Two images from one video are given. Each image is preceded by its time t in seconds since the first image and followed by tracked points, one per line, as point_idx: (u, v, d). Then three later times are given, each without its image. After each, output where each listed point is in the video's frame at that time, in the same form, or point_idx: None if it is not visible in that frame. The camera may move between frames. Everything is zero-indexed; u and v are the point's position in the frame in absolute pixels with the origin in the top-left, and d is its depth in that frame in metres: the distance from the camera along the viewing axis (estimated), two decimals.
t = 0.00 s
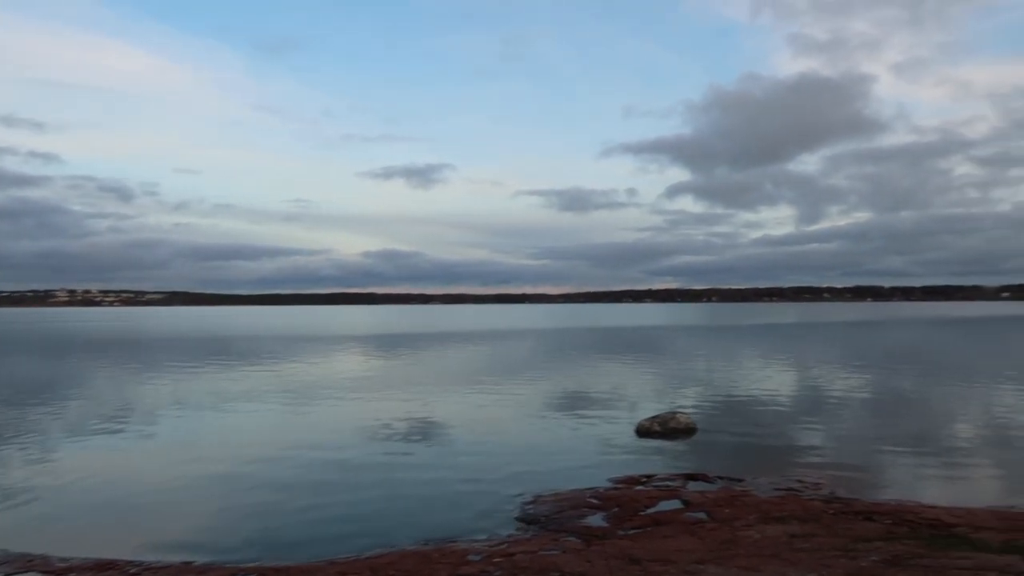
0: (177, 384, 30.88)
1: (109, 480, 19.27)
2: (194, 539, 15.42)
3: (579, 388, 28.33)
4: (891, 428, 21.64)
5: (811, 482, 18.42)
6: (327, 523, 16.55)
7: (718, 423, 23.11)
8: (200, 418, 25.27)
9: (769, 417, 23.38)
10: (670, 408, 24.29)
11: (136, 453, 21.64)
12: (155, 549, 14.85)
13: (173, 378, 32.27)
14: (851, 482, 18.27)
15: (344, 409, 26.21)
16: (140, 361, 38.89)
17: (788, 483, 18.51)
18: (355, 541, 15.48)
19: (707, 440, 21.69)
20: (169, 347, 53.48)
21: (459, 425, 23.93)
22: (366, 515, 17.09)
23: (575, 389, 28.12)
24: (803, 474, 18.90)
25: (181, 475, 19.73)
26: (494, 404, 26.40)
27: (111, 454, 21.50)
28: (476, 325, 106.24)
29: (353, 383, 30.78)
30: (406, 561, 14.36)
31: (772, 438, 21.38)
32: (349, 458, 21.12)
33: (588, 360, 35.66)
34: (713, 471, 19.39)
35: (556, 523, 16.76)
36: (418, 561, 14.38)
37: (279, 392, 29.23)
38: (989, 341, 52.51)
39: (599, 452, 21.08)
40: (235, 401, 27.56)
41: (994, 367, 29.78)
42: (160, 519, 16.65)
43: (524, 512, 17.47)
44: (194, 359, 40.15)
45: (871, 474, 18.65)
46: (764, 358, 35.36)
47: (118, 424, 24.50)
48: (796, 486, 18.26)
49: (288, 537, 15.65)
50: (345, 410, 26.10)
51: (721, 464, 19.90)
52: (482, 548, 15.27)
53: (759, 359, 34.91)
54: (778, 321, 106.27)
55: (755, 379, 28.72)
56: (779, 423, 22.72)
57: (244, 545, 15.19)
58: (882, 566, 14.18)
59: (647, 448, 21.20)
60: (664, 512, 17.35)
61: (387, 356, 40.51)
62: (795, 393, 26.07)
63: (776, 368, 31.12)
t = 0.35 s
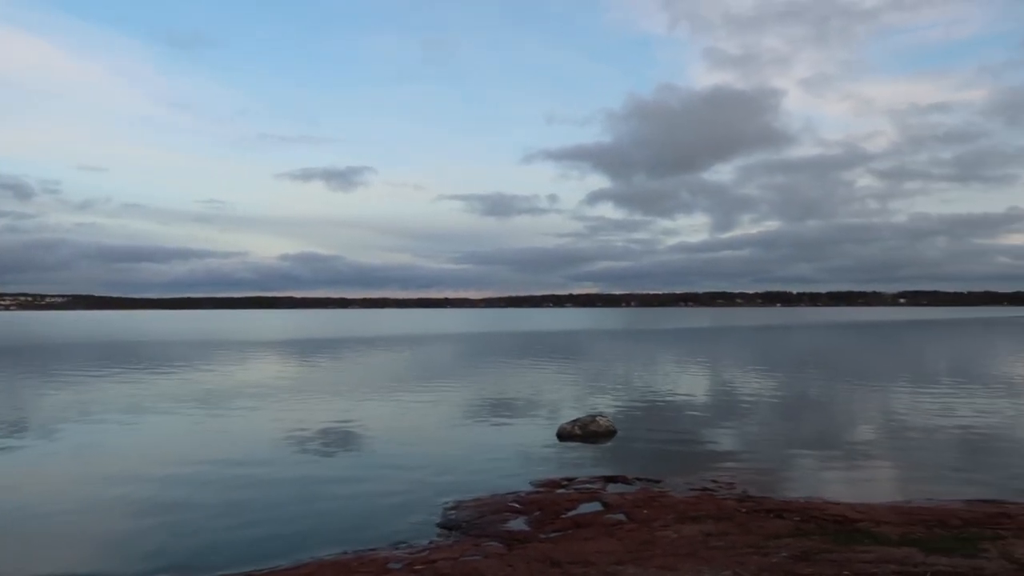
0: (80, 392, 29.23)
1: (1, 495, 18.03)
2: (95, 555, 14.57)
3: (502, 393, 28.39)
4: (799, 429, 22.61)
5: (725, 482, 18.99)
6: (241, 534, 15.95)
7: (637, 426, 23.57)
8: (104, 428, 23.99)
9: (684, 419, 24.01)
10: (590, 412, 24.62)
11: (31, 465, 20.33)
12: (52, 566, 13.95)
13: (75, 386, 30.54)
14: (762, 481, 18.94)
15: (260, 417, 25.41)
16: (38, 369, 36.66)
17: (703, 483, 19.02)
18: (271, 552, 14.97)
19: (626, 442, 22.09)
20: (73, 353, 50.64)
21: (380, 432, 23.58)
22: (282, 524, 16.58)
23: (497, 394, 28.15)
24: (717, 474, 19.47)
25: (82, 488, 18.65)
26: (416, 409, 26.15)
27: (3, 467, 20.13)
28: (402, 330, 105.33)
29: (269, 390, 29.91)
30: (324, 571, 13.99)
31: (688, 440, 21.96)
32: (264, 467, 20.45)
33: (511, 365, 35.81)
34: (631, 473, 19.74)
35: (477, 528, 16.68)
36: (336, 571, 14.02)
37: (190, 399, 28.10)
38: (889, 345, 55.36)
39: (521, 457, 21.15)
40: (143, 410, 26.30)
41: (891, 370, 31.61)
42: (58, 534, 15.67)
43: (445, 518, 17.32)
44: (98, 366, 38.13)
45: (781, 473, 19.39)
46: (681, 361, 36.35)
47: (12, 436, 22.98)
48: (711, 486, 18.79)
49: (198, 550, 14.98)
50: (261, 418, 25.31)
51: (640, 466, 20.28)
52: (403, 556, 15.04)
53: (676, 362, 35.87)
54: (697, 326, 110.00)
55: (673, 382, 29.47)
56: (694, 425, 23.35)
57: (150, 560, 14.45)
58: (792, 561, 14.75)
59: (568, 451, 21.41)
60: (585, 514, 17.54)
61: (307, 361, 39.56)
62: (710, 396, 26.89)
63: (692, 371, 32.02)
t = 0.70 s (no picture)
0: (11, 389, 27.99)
1: None
2: (31, 558, 13.99)
3: (453, 385, 28.34)
4: (744, 419, 23.22)
5: (673, 471, 19.37)
6: (186, 532, 15.54)
7: (587, 418, 23.83)
8: (38, 426, 23.04)
9: (633, 411, 24.37)
10: (541, 404, 24.77)
11: None
12: None
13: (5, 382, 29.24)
14: (709, 470, 19.38)
15: (205, 412, 24.80)
16: None
17: (652, 473, 19.36)
18: (219, 550, 14.64)
19: (576, 434, 22.31)
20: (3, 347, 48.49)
21: (328, 426, 23.28)
22: (230, 522, 16.24)
23: (448, 387, 28.07)
24: (666, 464, 19.85)
25: (15, 487, 17.88)
26: (365, 403, 25.89)
27: None
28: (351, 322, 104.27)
29: (214, 384, 29.19)
30: (275, 567, 13.76)
31: (637, 431, 22.31)
32: (210, 464, 19.98)
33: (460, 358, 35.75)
34: (582, 464, 19.96)
35: (430, 521, 16.63)
36: (286, 567, 13.78)
37: (129, 395, 27.20)
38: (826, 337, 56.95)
39: (473, 449, 21.16)
40: (79, 407, 25.35)
41: (830, 361, 32.71)
42: None
43: (397, 511, 17.22)
44: (29, 361, 36.53)
45: (727, 462, 19.88)
46: (629, 353, 36.85)
47: None
48: (660, 476, 19.14)
49: (142, 550, 14.54)
50: (206, 413, 24.69)
51: (590, 457, 20.52)
52: (356, 551, 14.90)
53: (624, 354, 36.34)
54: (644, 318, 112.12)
55: (621, 374, 29.86)
56: (643, 416, 23.72)
57: (91, 561, 13.96)
58: (739, 547, 15.16)
59: (519, 444, 21.50)
60: (537, 506, 17.66)
61: (252, 355, 38.70)
62: (658, 387, 27.35)
63: (639, 364, 32.50)
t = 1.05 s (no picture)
0: None
1: None
2: None
3: (428, 384, 28.24)
4: (717, 415, 23.43)
5: (649, 468, 19.47)
6: (158, 534, 15.28)
7: (562, 415, 23.88)
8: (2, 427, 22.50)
9: (608, 408, 24.46)
10: (516, 402, 24.75)
11: None
12: None
13: None
14: (684, 467, 19.52)
15: (176, 412, 24.42)
16: None
17: (627, 470, 19.44)
18: (191, 551, 14.42)
19: (552, 432, 22.33)
20: None
21: (302, 426, 23.04)
22: (203, 522, 16.01)
23: (423, 386, 27.92)
24: (641, 461, 19.94)
25: None
26: (339, 402, 25.69)
27: None
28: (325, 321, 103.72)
29: (185, 384, 28.76)
30: (248, 568, 13.58)
31: (612, 429, 22.38)
32: (181, 465, 19.69)
33: (435, 356, 35.61)
34: (558, 462, 19.99)
35: (406, 520, 16.54)
36: (261, 568, 13.61)
37: (97, 395, 26.67)
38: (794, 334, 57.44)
39: (448, 448, 21.07)
40: (46, 408, 24.81)
41: (801, 357, 33.14)
42: None
43: (372, 511, 17.09)
44: None
45: (701, 459, 20.05)
46: (604, 351, 36.97)
47: None
48: (635, 473, 19.23)
49: (112, 553, 14.27)
50: (177, 413, 24.32)
51: (566, 455, 20.55)
52: (331, 551, 14.77)
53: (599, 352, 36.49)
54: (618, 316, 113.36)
55: (597, 372, 29.93)
56: (618, 414, 23.80)
57: (58, 565, 13.65)
58: (714, 543, 15.28)
59: (495, 442, 21.47)
60: (513, 504, 17.65)
61: (223, 354, 38.18)
62: (633, 385, 27.47)
63: (614, 361, 32.64)
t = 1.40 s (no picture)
0: None
1: None
2: None
3: (414, 385, 28.21)
4: (703, 416, 23.54)
5: (635, 469, 19.52)
6: (140, 538, 15.15)
7: (549, 416, 23.91)
8: None
9: (594, 409, 24.49)
10: (502, 403, 24.73)
11: None
12: None
13: None
14: (670, 467, 19.57)
15: (160, 415, 24.24)
16: None
17: (613, 471, 19.47)
18: (175, 555, 14.31)
19: (538, 433, 22.32)
20: None
21: (287, 428, 22.94)
22: (186, 526, 15.86)
23: (409, 387, 27.84)
24: (627, 462, 19.98)
25: None
26: (325, 404, 25.59)
27: None
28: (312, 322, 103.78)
29: (169, 386, 28.55)
30: (231, 572, 13.46)
31: (598, 430, 22.40)
32: (165, 468, 19.53)
33: (422, 358, 35.53)
34: (544, 463, 19.99)
35: (391, 523, 16.47)
36: (244, 571, 13.50)
37: (79, 398, 26.41)
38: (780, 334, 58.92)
39: (434, 450, 21.02)
40: (28, 411, 24.58)
41: (786, 358, 33.42)
42: None
43: (358, 513, 17.02)
44: None
45: (687, 459, 20.12)
46: (591, 352, 37.02)
47: None
48: (621, 474, 19.27)
49: (95, 557, 14.13)
50: (161, 416, 24.14)
51: (552, 456, 20.55)
52: (315, 554, 14.67)
53: (586, 353, 36.55)
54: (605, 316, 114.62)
55: (583, 373, 29.97)
56: (604, 415, 23.84)
57: (40, 569, 13.51)
58: (699, 543, 15.32)
59: (481, 444, 21.43)
60: (499, 505, 17.63)
61: (208, 356, 37.95)
62: (619, 386, 27.51)
63: (601, 362, 32.70)
